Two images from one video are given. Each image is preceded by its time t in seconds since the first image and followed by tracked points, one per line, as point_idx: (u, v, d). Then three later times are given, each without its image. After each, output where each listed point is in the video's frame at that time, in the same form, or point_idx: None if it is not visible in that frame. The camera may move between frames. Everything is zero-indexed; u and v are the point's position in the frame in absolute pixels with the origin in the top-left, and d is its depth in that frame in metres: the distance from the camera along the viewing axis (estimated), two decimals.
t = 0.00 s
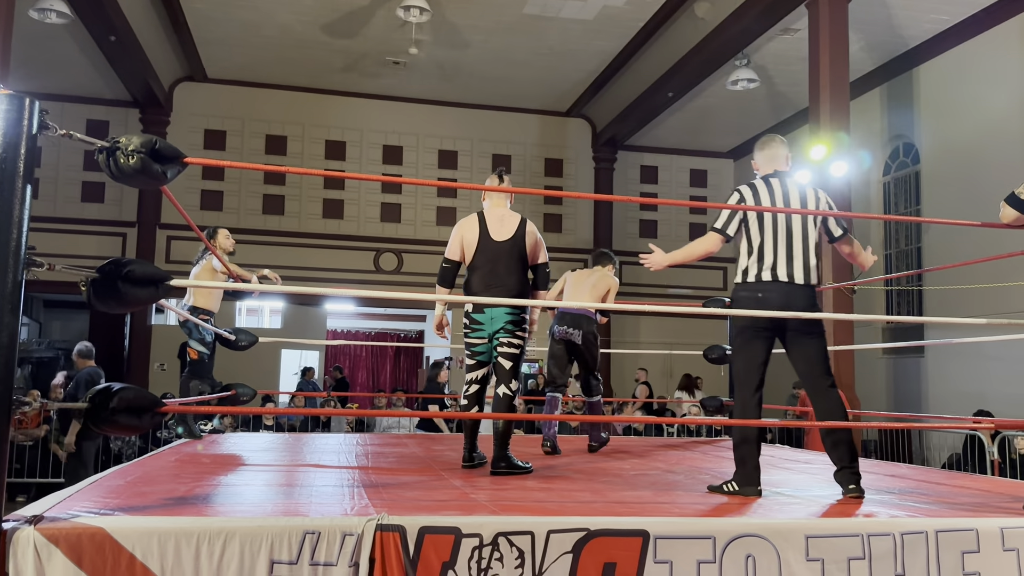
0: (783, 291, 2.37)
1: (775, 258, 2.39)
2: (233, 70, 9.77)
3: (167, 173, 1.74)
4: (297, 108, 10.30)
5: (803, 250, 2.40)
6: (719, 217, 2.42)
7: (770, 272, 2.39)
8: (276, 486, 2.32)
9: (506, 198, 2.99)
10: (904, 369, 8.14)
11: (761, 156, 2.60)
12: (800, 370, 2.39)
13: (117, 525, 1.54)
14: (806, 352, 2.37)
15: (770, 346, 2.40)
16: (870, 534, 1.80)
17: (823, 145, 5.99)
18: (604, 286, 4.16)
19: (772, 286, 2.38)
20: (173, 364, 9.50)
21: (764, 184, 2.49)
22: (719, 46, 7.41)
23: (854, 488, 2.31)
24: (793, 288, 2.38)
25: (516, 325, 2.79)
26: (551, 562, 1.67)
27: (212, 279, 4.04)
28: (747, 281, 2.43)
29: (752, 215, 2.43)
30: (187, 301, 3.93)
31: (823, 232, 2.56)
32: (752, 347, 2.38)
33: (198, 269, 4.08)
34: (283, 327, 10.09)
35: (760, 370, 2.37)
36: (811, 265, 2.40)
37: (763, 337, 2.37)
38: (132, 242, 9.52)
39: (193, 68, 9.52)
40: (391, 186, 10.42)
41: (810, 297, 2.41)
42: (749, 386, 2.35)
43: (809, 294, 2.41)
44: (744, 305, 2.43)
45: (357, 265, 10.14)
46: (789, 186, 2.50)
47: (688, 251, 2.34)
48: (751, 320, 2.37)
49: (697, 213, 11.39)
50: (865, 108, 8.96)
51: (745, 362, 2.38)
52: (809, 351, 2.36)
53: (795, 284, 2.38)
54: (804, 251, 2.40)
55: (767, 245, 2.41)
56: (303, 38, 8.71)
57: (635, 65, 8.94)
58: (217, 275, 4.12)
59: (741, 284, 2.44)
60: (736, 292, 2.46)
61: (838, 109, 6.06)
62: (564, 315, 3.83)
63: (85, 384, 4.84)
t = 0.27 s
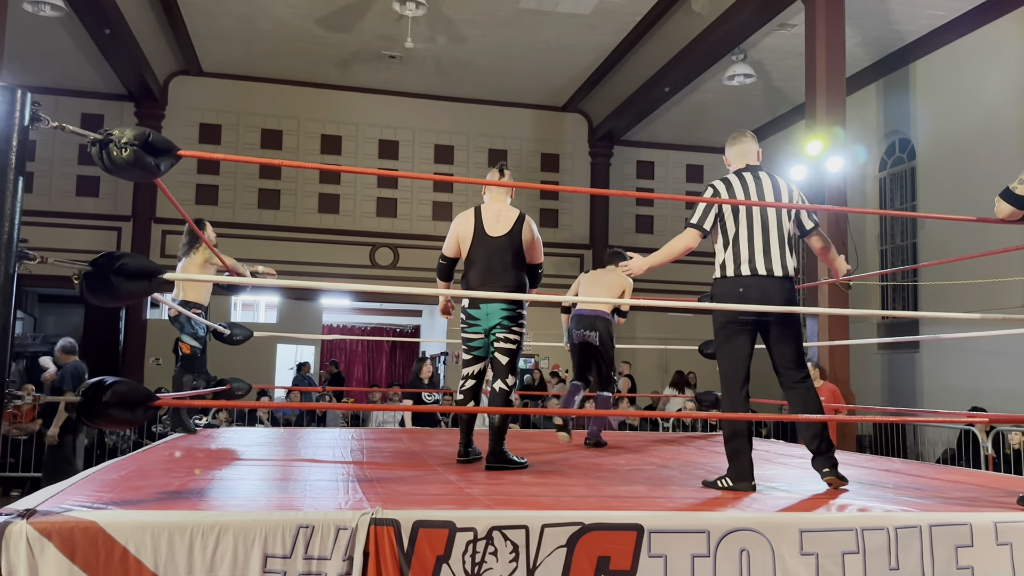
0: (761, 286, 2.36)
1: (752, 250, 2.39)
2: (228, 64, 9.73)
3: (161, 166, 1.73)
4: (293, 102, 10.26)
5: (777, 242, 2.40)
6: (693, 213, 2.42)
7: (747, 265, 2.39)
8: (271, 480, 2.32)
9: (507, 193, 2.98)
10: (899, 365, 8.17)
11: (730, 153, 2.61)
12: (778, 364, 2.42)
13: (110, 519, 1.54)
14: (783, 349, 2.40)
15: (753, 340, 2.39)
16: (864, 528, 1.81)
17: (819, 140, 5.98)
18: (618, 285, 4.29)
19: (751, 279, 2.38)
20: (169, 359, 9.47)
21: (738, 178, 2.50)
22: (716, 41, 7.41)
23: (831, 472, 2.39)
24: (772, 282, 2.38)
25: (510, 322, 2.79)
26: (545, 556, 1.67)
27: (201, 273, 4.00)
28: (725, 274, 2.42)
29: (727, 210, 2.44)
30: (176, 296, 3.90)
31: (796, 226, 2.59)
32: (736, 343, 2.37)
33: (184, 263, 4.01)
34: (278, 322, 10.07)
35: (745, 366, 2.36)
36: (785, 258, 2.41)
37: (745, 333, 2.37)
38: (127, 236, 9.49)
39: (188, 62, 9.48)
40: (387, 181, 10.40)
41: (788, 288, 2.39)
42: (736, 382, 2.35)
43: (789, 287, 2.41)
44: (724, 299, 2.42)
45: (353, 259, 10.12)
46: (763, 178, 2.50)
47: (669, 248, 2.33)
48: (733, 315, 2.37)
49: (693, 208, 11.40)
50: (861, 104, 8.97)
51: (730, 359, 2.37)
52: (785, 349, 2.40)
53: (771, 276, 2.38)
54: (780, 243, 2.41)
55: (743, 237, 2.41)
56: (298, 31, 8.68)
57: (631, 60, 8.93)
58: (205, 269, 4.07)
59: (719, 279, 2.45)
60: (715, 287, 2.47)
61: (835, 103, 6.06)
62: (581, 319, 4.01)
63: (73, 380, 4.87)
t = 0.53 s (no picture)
0: (764, 283, 2.37)
1: (753, 249, 2.40)
2: (224, 60, 9.69)
3: (155, 162, 1.72)
4: (289, 99, 10.24)
5: (775, 242, 2.41)
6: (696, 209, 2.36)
7: (749, 263, 2.39)
8: (266, 477, 2.31)
9: (507, 189, 2.97)
10: (894, 362, 8.20)
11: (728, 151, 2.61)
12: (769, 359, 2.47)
13: (104, 516, 1.54)
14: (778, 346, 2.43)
15: (751, 338, 2.39)
16: (859, 525, 1.81)
17: (815, 138, 5.99)
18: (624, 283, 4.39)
19: (753, 278, 2.38)
20: (164, 356, 9.45)
21: (739, 176, 2.50)
22: (712, 39, 7.41)
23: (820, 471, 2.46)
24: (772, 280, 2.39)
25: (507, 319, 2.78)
26: (540, 552, 1.67)
27: (186, 267, 3.96)
28: (728, 271, 2.41)
29: (730, 207, 2.42)
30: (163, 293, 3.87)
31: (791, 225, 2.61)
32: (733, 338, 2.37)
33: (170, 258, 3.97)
34: (274, 319, 10.06)
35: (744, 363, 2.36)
36: (782, 257, 2.42)
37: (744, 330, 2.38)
38: (122, 233, 9.46)
39: (183, 58, 9.44)
40: (383, 177, 10.39)
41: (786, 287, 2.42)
42: (735, 379, 2.34)
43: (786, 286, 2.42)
44: (726, 294, 2.42)
45: (349, 256, 10.10)
46: (763, 177, 2.51)
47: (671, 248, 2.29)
48: (732, 312, 2.37)
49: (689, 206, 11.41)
50: (857, 102, 8.99)
51: (728, 356, 2.37)
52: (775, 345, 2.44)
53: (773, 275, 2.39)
54: (777, 243, 2.42)
55: (745, 235, 2.40)
56: (294, 27, 8.65)
57: (628, 57, 8.92)
58: (192, 264, 4.02)
59: (718, 276, 2.45)
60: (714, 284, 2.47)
61: (831, 100, 6.06)
62: (597, 318, 4.14)
63: (64, 373, 4.96)
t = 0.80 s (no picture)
0: (783, 285, 2.40)
1: (776, 250, 2.41)
2: (220, 56, 9.66)
3: (150, 158, 1.72)
4: (285, 96, 10.21)
5: (795, 247, 2.44)
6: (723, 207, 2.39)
7: (773, 264, 2.39)
8: (262, 474, 2.31)
9: (506, 185, 2.97)
10: (889, 359, 8.22)
11: (748, 159, 2.60)
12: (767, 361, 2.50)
13: (99, 513, 1.53)
14: (782, 351, 2.48)
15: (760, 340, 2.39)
16: (855, 522, 1.82)
17: (812, 135, 6.00)
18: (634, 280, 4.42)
19: (775, 279, 2.40)
20: (160, 353, 9.43)
21: (763, 179, 2.51)
22: (708, 36, 7.41)
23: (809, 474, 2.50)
24: (792, 284, 2.43)
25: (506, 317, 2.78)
26: (537, 549, 1.67)
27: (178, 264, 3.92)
28: (752, 269, 2.40)
29: (757, 208, 2.41)
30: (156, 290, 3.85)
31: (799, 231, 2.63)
32: (740, 331, 2.37)
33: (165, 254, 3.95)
34: (270, 316, 10.04)
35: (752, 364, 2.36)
36: (800, 261, 2.46)
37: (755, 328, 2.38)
38: (118, 230, 9.43)
39: (179, 55, 9.41)
40: (380, 175, 10.37)
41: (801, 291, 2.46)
42: (738, 378, 2.35)
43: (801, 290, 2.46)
44: (750, 293, 2.40)
45: (345, 254, 10.08)
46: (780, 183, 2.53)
47: (703, 250, 2.29)
48: (747, 314, 2.37)
49: (685, 203, 11.41)
50: (853, 100, 9.01)
51: (735, 357, 2.37)
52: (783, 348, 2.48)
53: (791, 279, 2.42)
54: (795, 246, 2.45)
55: (769, 236, 2.41)
56: (290, 24, 8.62)
57: (624, 55, 8.92)
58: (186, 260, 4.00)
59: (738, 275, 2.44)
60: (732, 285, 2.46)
61: (827, 97, 6.07)
62: (609, 319, 4.32)
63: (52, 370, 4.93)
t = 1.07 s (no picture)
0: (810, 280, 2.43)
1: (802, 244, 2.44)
2: (215, 55, 9.63)
3: (145, 156, 1.72)
4: (281, 94, 10.19)
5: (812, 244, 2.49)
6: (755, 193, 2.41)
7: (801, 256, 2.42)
8: (258, 473, 2.31)
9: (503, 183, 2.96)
10: (884, 357, 8.25)
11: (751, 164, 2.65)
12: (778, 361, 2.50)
13: (94, 512, 1.53)
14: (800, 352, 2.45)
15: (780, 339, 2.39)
16: (850, 520, 1.83)
17: (807, 134, 6.01)
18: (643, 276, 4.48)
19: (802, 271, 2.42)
20: (155, 352, 9.41)
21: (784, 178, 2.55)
22: (705, 35, 7.42)
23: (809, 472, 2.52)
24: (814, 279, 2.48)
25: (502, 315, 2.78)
26: (532, 547, 1.68)
27: (183, 263, 3.92)
28: (781, 259, 2.41)
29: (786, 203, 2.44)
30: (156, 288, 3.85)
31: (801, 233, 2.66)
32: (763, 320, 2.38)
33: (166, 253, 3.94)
34: (266, 315, 10.03)
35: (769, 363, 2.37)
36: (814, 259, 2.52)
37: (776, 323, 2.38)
38: (113, 228, 9.41)
39: (174, 53, 9.38)
40: (376, 173, 10.36)
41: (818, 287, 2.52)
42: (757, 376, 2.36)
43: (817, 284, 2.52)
44: (782, 283, 2.40)
45: (341, 252, 10.06)
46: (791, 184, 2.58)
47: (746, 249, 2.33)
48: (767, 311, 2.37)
49: (681, 202, 11.43)
50: (848, 99, 9.03)
51: (753, 353, 2.39)
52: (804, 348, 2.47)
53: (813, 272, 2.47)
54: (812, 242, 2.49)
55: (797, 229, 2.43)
56: (286, 22, 8.61)
57: (620, 53, 8.92)
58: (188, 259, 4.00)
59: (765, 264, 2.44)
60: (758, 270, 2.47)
61: (822, 96, 6.08)
62: (620, 316, 4.36)
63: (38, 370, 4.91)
